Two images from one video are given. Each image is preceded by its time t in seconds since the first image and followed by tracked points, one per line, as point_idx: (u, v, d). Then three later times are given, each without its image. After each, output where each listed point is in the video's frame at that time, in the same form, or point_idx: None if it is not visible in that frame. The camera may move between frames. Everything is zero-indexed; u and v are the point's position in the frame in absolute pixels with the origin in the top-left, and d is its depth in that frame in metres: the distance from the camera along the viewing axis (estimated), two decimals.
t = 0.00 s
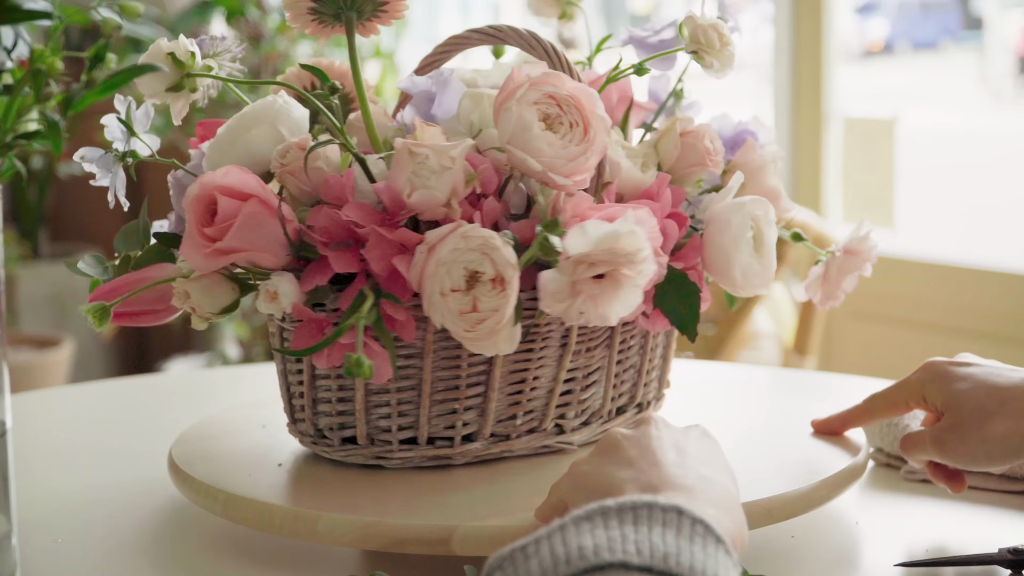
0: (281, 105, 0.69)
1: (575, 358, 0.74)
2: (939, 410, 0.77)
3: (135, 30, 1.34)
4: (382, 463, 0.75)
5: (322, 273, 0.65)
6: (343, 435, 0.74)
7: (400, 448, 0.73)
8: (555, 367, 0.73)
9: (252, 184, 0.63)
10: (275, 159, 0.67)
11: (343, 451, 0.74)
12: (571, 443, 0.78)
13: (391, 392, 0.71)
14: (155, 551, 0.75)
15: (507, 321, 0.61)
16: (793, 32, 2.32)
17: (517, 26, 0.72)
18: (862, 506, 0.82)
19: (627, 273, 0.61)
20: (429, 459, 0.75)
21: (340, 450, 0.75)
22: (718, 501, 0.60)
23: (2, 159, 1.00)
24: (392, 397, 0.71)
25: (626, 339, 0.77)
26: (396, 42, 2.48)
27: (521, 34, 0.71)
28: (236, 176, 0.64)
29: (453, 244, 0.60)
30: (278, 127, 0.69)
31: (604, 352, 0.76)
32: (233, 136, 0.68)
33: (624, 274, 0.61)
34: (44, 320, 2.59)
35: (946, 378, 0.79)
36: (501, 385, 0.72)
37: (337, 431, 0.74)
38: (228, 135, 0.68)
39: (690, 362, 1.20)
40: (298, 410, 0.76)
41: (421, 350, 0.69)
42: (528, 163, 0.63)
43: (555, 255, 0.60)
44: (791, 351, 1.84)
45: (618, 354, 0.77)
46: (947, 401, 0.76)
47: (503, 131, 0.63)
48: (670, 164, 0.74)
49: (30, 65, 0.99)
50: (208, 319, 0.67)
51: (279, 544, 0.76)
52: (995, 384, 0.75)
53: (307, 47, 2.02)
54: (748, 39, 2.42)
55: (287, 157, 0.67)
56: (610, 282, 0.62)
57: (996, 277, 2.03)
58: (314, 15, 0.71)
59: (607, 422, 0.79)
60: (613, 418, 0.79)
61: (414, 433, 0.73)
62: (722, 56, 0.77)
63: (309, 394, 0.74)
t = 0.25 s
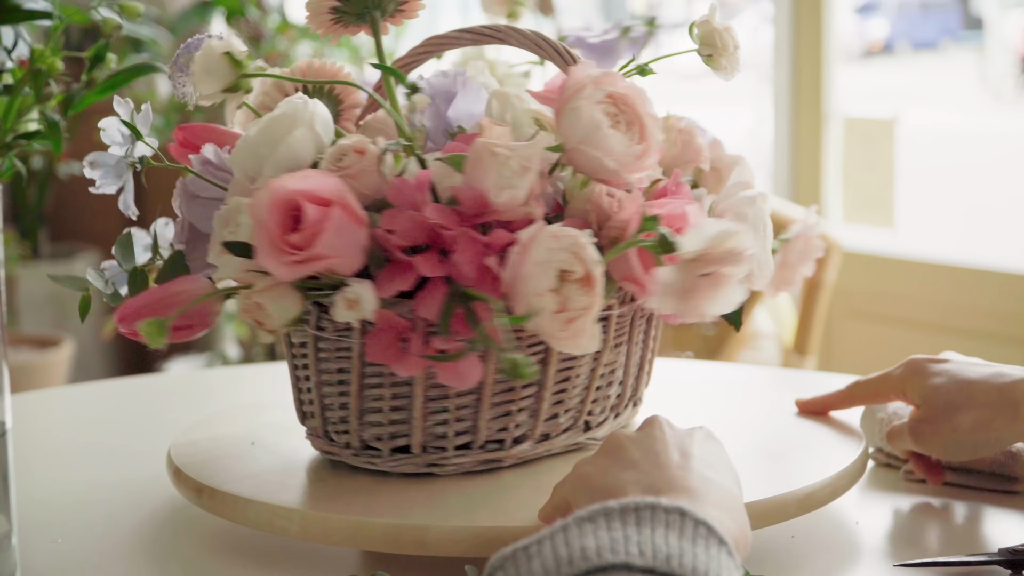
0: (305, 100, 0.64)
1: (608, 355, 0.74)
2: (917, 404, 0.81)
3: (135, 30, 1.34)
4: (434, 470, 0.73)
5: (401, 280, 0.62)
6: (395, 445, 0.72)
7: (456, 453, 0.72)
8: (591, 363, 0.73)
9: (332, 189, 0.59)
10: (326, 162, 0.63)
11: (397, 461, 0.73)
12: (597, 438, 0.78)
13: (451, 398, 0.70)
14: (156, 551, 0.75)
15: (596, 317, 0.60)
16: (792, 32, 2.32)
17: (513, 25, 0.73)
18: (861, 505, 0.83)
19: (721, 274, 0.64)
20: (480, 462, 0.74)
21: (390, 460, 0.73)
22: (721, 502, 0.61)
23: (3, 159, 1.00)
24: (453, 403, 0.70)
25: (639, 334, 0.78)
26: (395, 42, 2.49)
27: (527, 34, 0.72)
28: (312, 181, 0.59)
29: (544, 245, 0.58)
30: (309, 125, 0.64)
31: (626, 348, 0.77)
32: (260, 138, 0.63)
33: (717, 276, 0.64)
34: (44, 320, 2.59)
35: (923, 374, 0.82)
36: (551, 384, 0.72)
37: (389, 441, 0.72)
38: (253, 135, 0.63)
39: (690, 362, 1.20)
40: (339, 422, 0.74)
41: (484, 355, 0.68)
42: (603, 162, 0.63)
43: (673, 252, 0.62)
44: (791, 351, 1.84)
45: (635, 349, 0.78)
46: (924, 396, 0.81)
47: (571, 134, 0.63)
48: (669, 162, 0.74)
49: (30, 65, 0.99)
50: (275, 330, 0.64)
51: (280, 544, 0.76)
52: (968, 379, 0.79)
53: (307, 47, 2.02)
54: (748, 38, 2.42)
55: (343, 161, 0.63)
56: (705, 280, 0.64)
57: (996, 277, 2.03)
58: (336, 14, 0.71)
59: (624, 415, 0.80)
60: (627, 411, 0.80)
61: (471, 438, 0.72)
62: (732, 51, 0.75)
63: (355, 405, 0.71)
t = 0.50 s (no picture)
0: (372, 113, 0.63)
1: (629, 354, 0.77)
2: (915, 396, 0.82)
3: (135, 30, 1.34)
4: (496, 475, 0.73)
5: (505, 281, 0.62)
6: (463, 452, 0.72)
7: (521, 455, 0.73)
8: (626, 358, 0.74)
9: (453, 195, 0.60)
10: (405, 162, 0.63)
11: (467, 468, 0.72)
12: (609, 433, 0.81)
13: (524, 400, 0.70)
14: (156, 551, 0.75)
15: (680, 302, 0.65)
16: (792, 32, 2.32)
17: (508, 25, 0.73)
18: (861, 505, 0.83)
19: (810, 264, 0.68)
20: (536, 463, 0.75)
21: (460, 466, 0.72)
22: (724, 504, 0.61)
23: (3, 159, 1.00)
24: (526, 404, 0.70)
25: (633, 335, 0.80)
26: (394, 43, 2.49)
27: (529, 35, 0.72)
28: (426, 184, 0.60)
29: (641, 242, 0.62)
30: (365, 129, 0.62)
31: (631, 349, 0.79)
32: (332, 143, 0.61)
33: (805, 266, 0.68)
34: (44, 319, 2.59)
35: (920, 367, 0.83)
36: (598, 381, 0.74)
37: (459, 448, 0.71)
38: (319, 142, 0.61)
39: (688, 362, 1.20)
40: (402, 432, 0.71)
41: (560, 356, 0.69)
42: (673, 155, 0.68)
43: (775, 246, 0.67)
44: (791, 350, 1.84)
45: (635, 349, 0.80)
46: (921, 387, 0.81)
47: (641, 134, 0.68)
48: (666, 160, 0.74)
49: (29, 66, 0.99)
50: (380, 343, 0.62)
51: (280, 544, 0.76)
52: (966, 373, 0.80)
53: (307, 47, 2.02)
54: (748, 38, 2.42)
55: (429, 164, 0.63)
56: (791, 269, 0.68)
57: (996, 277, 2.03)
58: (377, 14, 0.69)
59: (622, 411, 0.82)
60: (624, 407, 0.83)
61: (536, 438, 0.73)
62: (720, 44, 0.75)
63: (425, 415, 0.70)
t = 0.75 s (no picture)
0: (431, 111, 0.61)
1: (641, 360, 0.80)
2: (920, 397, 0.82)
3: (136, 30, 1.34)
4: (546, 475, 0.75)
5: (589, 280, 0.64)
6: (523, 453, 0.73)
7: (575, 452, 0.75)
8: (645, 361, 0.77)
9: (550, 194, 0.61)
10: (487, 161, 0.63)
11: (525, 469, 0.73)
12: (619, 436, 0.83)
13: (578, 397, 0.73)
14: (156, 551, 0.75)
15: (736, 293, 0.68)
16: (792, 32, 2.32)
17: (502, 24, 0.73)
18: (862, 505, 0.83)
19: (856, 261, 0.70)
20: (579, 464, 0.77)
21: (519, 467, 0.73)
22: (725, 505, 0.61)
23: (2, 159, 1.00)
24: (580, 402, 0.73)
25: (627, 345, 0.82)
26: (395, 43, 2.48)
27: (532, 35, 0.73)
28: (529, 184, 0.61)
29: (708, 237, 0.65)
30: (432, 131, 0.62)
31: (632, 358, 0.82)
32: (404, 142, 0.61)
33: (851, 263, 0.70)
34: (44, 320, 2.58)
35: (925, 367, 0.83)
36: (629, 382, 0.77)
37: (519, 450, 0.73)
38: (396, 141, 0.61)
39: (688, 362, 1.20)
40: (462, 437, 0.72)
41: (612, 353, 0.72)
42: (714, 146, 0.70)
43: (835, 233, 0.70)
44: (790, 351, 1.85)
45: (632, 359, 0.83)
46: (927, 388, 0.81)
47: (690, 127, 0.69)
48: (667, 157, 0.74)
49: (29, 65, 0.99)
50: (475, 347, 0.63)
51: (280, 545, 0.76)
52: (972, 371, 0.80)
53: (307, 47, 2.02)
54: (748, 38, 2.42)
55: (504, 165, 0.63)
56: (843, 263, 0.70)
57: (996, 277, 2.03)
58: (422, 15, 0.68)
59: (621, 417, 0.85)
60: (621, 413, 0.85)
61: (586, 436, 0.75)
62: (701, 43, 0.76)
63: (489, 418, 0.71)
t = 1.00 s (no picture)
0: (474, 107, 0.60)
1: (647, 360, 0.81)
2: (918, 404, 0.83)
3: (136, 30, 1.34)
4: (561, 474, 0.75)
5: (616, 279, 0.65)
6: (541, 452, 0.74)
7: (590, 451, 0.76)
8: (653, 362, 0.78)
9: (583, 194, 0.62)
10: (513, 163, 0.64)
11: (544, 467, 0.74)
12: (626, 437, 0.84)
13: (596, 396, 0.73)
14: (157, 551, 0.75)
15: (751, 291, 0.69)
16: (792, 32, 2.32)
17: (506, 24, 0.73)
18: (863, 505, 0.83)
19: (872, 255, 0.70)
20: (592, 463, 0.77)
21: (537, 467, 0.74)
22: (727, 504, 0.61)
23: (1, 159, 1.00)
24: (597, 400, 0.73)
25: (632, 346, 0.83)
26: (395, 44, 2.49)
27: (535, 35, 0.73)
28: (564, 184, 0.62)
29: (727, 235, 0.67)
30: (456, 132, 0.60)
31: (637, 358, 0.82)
32: (432, 145, 0.62)
33: (868, 257, 0.70)
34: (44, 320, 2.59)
35: (923, 374, 0.84)
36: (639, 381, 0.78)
37: (538, 449, 0.73)
38: (424, 143, 0.62)
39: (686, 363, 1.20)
40: (480, 437, 0.72)
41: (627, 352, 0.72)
42: (727, 147, 0.71)
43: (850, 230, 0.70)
44: (791, 350, 1.85)
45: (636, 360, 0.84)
46: (925, 395, 0.82)
47: (706, 128, 0.70)
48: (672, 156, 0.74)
49: (29, 66, 0.99)
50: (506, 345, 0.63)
51: (281, 545, 0.76)
52: (969, 378, 0.80)
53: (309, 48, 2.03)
54: (748, 38, 2.42)
55: (532, 165, 0.64)
56: (859, 257, 0.70)
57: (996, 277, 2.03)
58: (441, 15, 0.67)
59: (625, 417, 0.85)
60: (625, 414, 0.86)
61: (601, 435, 0.76)
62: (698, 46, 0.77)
63: (508, 418, 0.71)
